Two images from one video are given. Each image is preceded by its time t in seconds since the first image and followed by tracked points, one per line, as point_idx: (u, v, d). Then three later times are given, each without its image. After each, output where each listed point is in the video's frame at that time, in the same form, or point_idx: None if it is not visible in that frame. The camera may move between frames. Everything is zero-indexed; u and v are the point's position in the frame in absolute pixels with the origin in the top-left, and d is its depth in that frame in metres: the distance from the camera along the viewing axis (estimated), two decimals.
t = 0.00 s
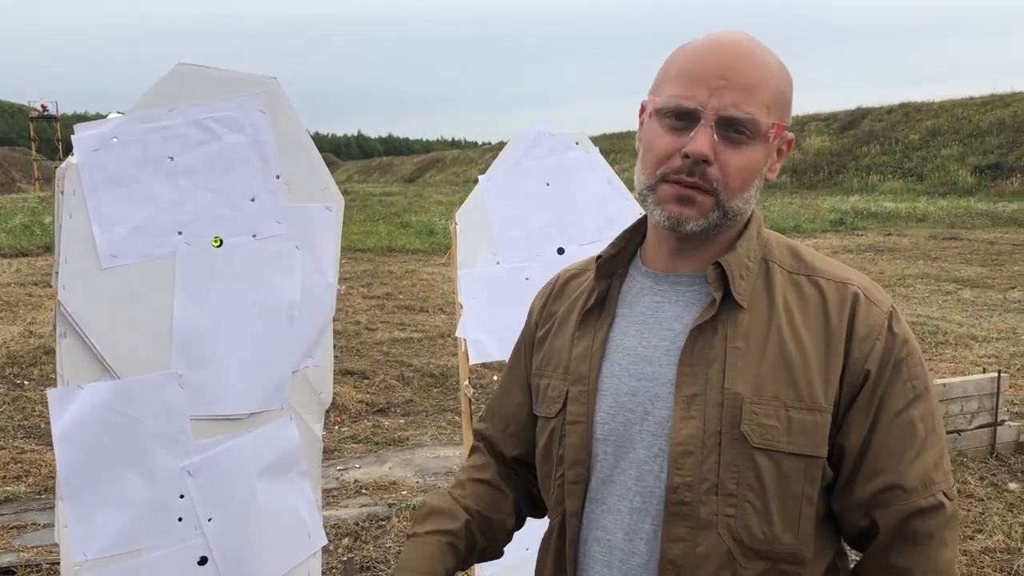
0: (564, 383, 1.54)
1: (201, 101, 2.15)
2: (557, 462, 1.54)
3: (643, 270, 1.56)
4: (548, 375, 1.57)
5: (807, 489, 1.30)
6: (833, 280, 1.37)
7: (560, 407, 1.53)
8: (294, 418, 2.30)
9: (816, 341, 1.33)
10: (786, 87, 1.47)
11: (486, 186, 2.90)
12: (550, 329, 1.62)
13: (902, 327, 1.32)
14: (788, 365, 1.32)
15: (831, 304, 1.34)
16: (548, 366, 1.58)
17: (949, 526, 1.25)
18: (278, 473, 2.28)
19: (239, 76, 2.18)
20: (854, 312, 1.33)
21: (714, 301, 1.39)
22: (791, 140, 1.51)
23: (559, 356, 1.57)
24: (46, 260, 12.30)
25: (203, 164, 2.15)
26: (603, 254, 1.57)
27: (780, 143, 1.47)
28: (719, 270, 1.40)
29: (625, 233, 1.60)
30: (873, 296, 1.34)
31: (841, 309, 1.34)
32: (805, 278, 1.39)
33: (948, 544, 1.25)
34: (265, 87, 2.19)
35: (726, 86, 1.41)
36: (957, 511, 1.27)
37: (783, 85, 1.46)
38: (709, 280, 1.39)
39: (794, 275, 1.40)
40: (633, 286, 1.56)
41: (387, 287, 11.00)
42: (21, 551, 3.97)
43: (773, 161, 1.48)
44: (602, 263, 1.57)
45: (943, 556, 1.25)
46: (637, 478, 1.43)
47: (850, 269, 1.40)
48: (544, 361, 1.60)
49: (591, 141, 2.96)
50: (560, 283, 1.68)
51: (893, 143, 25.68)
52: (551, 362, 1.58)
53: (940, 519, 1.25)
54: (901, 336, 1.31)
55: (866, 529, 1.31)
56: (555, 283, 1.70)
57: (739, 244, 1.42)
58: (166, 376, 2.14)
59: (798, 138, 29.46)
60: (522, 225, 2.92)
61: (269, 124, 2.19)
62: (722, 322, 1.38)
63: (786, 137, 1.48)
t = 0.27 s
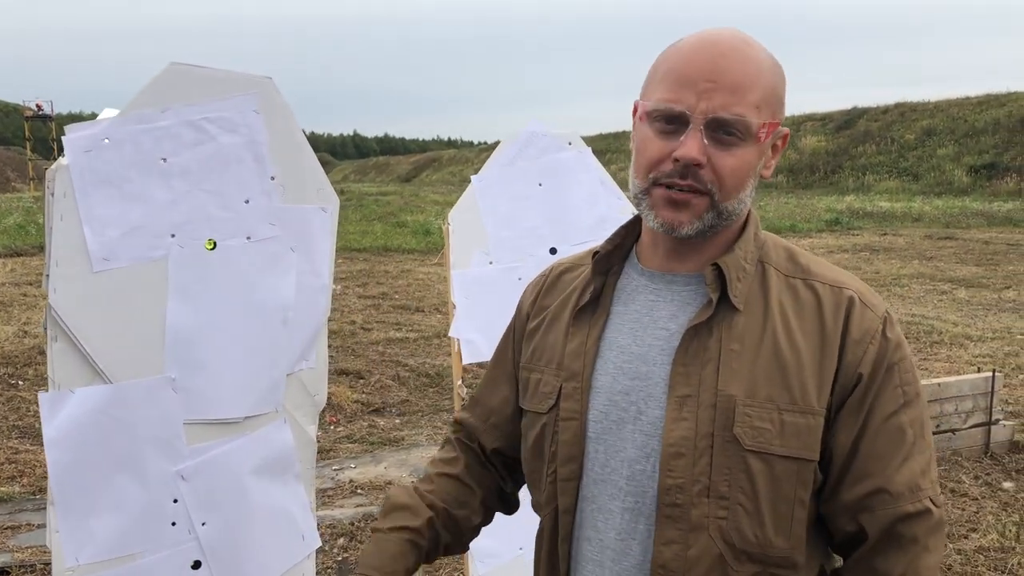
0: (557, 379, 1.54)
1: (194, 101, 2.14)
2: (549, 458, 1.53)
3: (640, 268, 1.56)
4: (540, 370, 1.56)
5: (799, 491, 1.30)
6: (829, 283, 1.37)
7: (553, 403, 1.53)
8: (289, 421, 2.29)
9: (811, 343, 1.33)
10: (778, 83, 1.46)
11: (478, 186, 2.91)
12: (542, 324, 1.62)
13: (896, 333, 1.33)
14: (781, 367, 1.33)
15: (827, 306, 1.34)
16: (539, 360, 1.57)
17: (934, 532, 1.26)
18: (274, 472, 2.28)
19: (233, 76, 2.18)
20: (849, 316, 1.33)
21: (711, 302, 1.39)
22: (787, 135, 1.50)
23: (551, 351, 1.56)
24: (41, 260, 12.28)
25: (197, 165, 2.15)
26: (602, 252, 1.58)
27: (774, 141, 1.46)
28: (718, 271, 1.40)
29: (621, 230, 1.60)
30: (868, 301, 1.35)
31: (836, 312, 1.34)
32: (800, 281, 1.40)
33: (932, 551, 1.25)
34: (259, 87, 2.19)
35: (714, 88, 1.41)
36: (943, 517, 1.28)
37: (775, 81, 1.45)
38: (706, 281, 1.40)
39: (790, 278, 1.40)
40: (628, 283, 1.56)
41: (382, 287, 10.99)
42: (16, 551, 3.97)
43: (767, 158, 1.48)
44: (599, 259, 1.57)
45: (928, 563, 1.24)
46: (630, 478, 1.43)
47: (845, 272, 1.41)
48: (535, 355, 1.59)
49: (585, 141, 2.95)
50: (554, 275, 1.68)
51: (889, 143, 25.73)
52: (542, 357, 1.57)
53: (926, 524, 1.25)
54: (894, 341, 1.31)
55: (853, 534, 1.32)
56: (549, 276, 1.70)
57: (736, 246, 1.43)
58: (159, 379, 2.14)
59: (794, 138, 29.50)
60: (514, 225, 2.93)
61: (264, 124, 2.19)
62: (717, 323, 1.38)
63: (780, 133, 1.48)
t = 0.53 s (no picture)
0: (546, 383, 1.55)
1: (188, 100, 2.15)
2: (538, 462, 1.54)
3: (627, 270, 1.57)
4: (529, 374, 1.58)
5: (789, 492, 1.31)
6: (817, 282, 1.38)
7: (542, 406, 1.54)
8: (283, 419, 2.31)
9: (800, 343, 1.34)
10: (763, 81, 1.46)
11: (477, 184, 2.91)
12: (531, 327, 1.63)
13: (884, 330, 1.33)
14: (770, 367, 1.34)
15: (816, 306, 1.35)
16: (529, 365, 1.58)
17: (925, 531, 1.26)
18: (268, 471, 2.29)
19: (227, 75, 2.18)
20: (838, 314, 1.34)
21: (698, 303, 1.40)
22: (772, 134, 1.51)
23: (541, 355, 1.57)
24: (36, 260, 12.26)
25: (191, 164, 2.15)
26: (587, 254, 1.58)
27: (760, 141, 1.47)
28: (705, 271, 1.41)
29: (605, 232, 1.61)
30: (857, 299, 1.36)
31: (825, 312, 1.34)
32: (788, 280, 1.40)
33: (924, 550, 1.25)
34: (253, 86, 2.20)
35: (700, 86, 1.41)
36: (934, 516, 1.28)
37: (759, 79, 1.45)
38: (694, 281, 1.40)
39: (778, 278, 1.41)
40: (615, 284, 1.57)
41: (378, 286, 10.98)
42: (11, 551, 3.96)
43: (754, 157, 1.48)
44: (585, 261, 1.58)
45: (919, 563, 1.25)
46: (619, 481, 1.44)
47: (834, 272, 1.41)
48: (526, 357, 1.60)
49: (584, 140, 2.97)
50: (542, 279, 1.69)
51: (884, 141, 25.77)
52: (531, 360, 1.58)
53: (918, 524, 1.25)
54: (883, 339, 1.32)
55: (843, 533, 1.32)
56: (536, 280, 1.71)
57: (725, 245, 1.44)
58: (153, 377, 2.14)
59: (789, 137, 29.53)
60: (513, 224, 2.93)
61: (258, 124, 2.19)
62: (706, 324, 1.39)
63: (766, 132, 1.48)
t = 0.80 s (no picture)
0: (537, 390, 1.55)
1: (187, 100, 2.14)
2: (533, 470, 1.56)
3: (610, 273, 1.56)
4: (521, 382, 1.59)
5: (786, 482, 1.31)
6: (802, 267, 1.37)
7: (533, 415, 1.55)
8: (282, 420, 2.29)
9: (787, 331, 1.34)
10: (712, 71, 1.44)
11: (470, 184, 2.90)
12: (519, 335, 1.64)
13: (872, 309, 1.33)
14: (758, 358, 1.33)
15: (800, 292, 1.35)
16: (522, 373, 1.59)
17: (935, 507, 1.26)
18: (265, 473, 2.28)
19: (226, 75, 2.18)
20: (824, 298, 1.33)
21: (681, 300, 1.40)
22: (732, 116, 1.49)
23: (532, 363, 1.58)
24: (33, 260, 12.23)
25: (189, 164, 2.15)
26: (565, 260, 1.58)
27: (722, 128, 1.46)
28: (686, 267, 1.41)
29: (584, 238, 1.61)
30: (842, 281, 1.35)
31: (809, 298, 1.34)
32: (771, 268, 1.39)
33: (935, 526, 1.26)
34: (251, 86, 2.19)
35: (655, 96, 1.40)
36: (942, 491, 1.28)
37: (710, 71, 1.44)
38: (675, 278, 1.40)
39: (761, 267, 1.40)
40: (600, 286, 1.57)
41: (375, 286, 10.97)
42: (9, 552, 3.95)
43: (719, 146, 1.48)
44: (565, 268, 1.58)
45: (931, 538, 1.25)
46: (614, 481, 1.44)
47: (819, 256, 1.41)
48: (518, 367, 1.61)
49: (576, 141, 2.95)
50: (532, 286, 1.70)
51: (881, 141, 25.80)
52: (524, 370, 1.60)
53: (925, 501, 1.25)
54: (872, 319, 1.32)
55: (853, 517, 1.32)
56: (526, 286, 1.72)
57: (703, 240, 1.43)
58: (151, 379, 2.14)
59: (786, 136, 29.55)
60: (506, 223, 2.93)
61: (256, 123, 2.18)
62: (691, 320, 1.39)
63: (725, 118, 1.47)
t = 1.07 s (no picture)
0: (531, 384, 1.59)
1: (185, 96, 2.13)
2: (524, 465, 1.58)
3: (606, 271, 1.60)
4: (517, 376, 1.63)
5: (771, 486, 1.31)
6: (792, 266, 1.37)
7: (526, 408, 1.58)
8: (280, 418, 2.29)
9: (774, 331, 1.33)
10: (586, 81, 1.45)
11: (468, 183, 2.88)
12: (518, 328, 1.68)
13: (865, 309, 1.32)
14: (744, 360, 1.33)
15: (791, 292, 1.34)
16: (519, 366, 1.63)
17: (927, 514, 1.25)
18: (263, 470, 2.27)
19: (225, 72, 2.16)
20: (815, 297, 1.33)
21: (669, 299, 1.40)
22: (629, 118, 1.43)
23: (529, 358, 1.62)
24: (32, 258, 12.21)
25: (187, 161, 2.14)
26: (566, 256, 1.62)
27: (597, 137, 1.45)
28: (674, 265, 1.41)
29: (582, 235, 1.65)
30: (834, 280, 1.34)
31: (800, 298, 1.34)
32: (762, 267, 1.40)
33: (927, 534, 1.25)
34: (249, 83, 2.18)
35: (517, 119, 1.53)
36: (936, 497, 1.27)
37: (581, 81, 1.45)
38: (663, 277, 1.41)
39: (752, 264, 1.41)
40: (595, 283, 1.60)
41: (375, 285, 10.95)
42: (7, 550, 3.95)
43: (607, 153, 1.45)
44: (561, 264, 1.61)
45: (923, 545, 1.25)
46: (603, 479, 1.45)
47: (813, 254, 1.40)
48: (516, 360, 1.65)
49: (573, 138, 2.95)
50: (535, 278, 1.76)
51: (881, 140, 25.79)
52: (521, 364, 1.63)
53: (916, 508, 1.25)
54: (864, 319, 1.30)
55: (844, 523, 1.33)
56: (531, 278, 1.78)
57: (695, 235, 1.44)
58: (150, 376, 2.13)
59: (786, 135, 29.54)
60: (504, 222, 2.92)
61: (255, 120, 2.18)
62: (679, 318, 1.40)
63: (606, 125, 1.44)
